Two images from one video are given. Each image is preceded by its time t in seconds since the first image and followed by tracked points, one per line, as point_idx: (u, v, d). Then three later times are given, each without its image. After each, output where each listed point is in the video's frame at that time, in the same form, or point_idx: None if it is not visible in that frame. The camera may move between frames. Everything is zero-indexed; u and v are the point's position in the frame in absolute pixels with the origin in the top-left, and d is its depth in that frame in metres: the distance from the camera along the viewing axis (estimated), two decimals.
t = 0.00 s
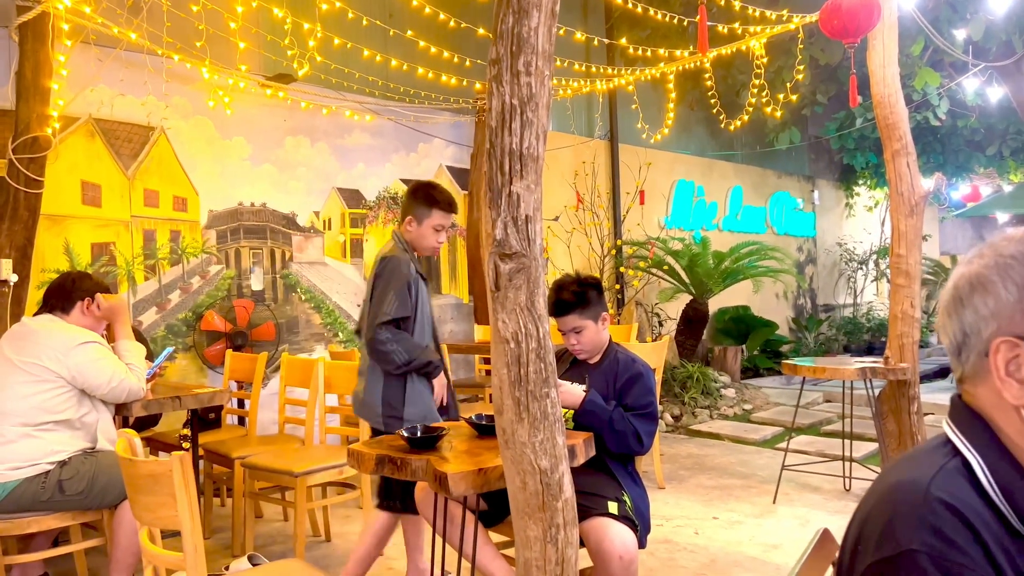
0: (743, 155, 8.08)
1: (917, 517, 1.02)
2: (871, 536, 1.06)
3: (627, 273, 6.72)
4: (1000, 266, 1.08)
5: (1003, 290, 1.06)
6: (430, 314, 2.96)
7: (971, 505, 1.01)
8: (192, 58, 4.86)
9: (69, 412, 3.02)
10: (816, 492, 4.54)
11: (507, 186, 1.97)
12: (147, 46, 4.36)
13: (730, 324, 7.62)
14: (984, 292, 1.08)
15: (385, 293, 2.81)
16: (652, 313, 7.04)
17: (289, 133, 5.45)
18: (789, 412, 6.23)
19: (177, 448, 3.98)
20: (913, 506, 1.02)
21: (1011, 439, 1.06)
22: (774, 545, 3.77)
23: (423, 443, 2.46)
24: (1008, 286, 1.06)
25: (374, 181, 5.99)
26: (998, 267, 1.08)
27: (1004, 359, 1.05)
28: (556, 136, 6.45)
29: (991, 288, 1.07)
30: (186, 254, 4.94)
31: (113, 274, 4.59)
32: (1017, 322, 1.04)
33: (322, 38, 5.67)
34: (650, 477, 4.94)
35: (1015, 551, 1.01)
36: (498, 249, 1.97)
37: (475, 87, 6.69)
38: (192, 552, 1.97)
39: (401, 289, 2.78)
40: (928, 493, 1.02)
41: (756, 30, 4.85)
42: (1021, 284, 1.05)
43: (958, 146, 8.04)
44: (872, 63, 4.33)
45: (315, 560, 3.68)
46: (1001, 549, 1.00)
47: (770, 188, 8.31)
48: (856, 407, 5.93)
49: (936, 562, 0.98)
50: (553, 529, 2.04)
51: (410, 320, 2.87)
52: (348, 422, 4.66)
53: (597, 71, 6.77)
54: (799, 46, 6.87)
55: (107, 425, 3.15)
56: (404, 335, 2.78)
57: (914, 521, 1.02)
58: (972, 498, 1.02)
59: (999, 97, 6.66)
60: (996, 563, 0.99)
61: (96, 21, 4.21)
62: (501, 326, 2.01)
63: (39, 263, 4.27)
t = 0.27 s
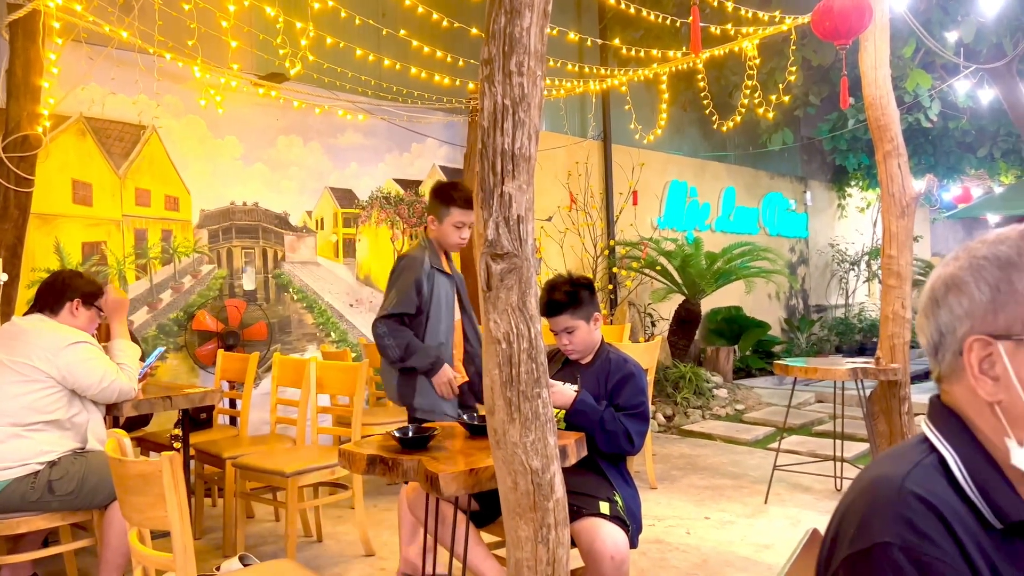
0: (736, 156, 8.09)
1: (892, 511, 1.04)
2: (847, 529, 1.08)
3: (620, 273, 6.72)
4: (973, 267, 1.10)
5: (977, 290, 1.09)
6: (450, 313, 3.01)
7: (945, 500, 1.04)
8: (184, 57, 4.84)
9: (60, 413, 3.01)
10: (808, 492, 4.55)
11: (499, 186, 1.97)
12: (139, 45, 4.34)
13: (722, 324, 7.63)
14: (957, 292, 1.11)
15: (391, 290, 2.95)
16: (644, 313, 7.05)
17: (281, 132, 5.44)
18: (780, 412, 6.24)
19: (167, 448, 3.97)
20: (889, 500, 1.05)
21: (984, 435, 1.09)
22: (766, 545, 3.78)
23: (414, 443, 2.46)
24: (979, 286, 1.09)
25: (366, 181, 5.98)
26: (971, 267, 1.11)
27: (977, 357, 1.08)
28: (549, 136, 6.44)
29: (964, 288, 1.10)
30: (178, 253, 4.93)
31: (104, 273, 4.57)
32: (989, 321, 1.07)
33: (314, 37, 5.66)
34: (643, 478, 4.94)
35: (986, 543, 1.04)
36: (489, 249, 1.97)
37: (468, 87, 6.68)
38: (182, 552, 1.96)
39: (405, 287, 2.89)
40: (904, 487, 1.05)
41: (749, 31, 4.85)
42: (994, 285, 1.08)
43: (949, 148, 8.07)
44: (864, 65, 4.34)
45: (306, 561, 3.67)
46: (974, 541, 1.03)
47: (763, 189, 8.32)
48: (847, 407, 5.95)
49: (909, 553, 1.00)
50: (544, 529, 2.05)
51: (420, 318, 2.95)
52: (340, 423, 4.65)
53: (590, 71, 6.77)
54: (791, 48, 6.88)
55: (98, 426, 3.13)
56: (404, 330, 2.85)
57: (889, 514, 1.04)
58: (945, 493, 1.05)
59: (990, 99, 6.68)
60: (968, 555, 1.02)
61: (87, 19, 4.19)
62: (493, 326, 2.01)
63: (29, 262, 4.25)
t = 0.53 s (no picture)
0: (723, 158, 8.13)
1: (873, 511, 1.05)
2: (830, 529, 1.09)
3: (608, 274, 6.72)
4: (954, 270, 1.13)
5: (957, 292, 1.11)
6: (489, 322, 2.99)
7: (926, 499, 1.05)
8: (170, 55, 4.80)
9: (44, 413, 2.98)
10: (793, 493, 4.57)
11: (487, 187, 1.96)
12: (125, 42, 4.31)
13: (709, 325, 7.65)
14: (939, 294, 1.13)
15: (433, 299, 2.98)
16: (632, 314, 7.06)
17: (268, 132, 5.41)
18: (767, 413, 6.27)
19: (152, 449, 3.94)
20: (871, 500, 1.06)
21: (964, 435, 1.12)
22: (752, 545, 3.79)
23: (401, 444, 2.46)
24: (960, 288, 1.11)
25: (354, 181, 5.96)
26: (951, 270, 1.13)
27: (957, 357, 1.10)
28: (537, 137, 6.44)
29: (945, 290, 1.13)
30: (163, 253, 4.89)
31: (89, 272, 4.53)
32: (970, 322, 1.10)
33: (302, 37, 5.63)
34: (629, 478, 4.95)
35: (968, 542, 1.05)
36: (477, 250, 1.97)
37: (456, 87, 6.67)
38: (166, 553, 1.95)
39: (448, 296, 2.90)
40: (885, 487, 1.07)
41: (737, 33, 4.87)
42: (974, 287, 1.10)
43: (934, 151, 8.13)
44: (850, 68, 4.37)
45: (292, 562, 3.65)
46: (955, 540, 1.04)
47: (750, 190, 8.36)
48: (833, 408, 5.98)
49: (888, 552, 1.01)
50: (530, 531, 2.05)
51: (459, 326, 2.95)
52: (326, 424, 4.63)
53: (578, 72, 6.78)
54: (778, 50, 6.91)
55: (81, 426, 3.10)
56: (441, 341, 2.88)
57: (871, 513, 1.05)
58: (926, 493, 1.06)
59: (974, 102, 6.73)
60: (950, 556, 1.02)
61: (72, 16, 4.16)
62: (480, 327, 2.01)
63: (12, 261, 4.21)
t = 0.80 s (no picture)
0: (709, 159, 8.16)
1: (863, 511, 1.06)
2: (817, 527, 1.10)
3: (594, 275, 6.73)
4: (952, 271, 1.14)
5: (954, 293, 1.13)
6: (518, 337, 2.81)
7: (914, 501, 1.07)
8: (154, 52, 4.77)
9: (26, 413, 2.96)
10: (777, 493, 4.60)
11: (472, 187, 1.96)
12: (108, 40, 4.28)
13: (695, 326, 7.68)
14: (936, 295, 1.15)
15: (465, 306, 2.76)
16: (618, 314, 7.06)
17: (253, 130, 5.39)
18: (751, 413, 6.30)
19: (135, 449, 3.91)
20: (860, 500, 1.07)
21: (954, 436, 1.15)
22: (736, 545, 3.81)
23: (386, 444, 2.45)
24: (958, 289, 1.13)
25: (340, 180, 5.95)
26: (950, 271, 1.15)
27: (951, 359, 1.12)
28: (523, 137, 6.44)
29: (943, 291, 1.14)
30: (147, 252, 4.86)
31: (71, 271, 4.49)
32: (966, 325, 1.12)
33: (287, 35, 5.61)
34: (615, 478, 4.96)
35: (954, 544, 1.06)
36: (462, 250, 1.97)
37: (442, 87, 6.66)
38: (148, 554, 1.93)
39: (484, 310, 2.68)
40: (875, 487, 1.08)
41: (722, 35, 4.89)
42: (972, 289, 1.12)
43: (918, 153, 8.20)
44: (834, 70, 4.40)
45: (276, 563, 3.63)
46: (942, 542, 1.05)
47: (735, 192, 8.40)
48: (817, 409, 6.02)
49: (877, 554, 1.03)
50: (515, 531, 2.04)
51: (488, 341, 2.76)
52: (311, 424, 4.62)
53: (565, 73, 6.79)
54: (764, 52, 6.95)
55: (64, 426, 3.05)
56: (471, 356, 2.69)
57: (860, 514, 1.06)
58: (915, 494, 1.08)
59: (958, 105, 6.77)
60: (937, 557, 1.04)
61: (54, 13, 4.12)
62: (465, 327, 2.00)
63: None
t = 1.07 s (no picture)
0: (692, 161, 8.19)
1: (850, 514, 1.07)
2: (804, 529, 1.10)
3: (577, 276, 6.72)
4: (944, 274, 1.15)
5: (945, 296, 1.14)
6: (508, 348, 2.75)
7: (901, 505, 1.07)
8: (134, 49, 4.72)
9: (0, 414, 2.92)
10: (759, 493, 4.62)
11: (455, 186, 1.95)
12: (87, 36, 4.22)
13: (677, 327, 7.70)
14: (927, 297, 1.16)
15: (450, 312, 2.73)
16: (601, 315, 7.06)
17: (235, 128, 5.35)
18: (733, 414, 6.33)
19: (113, 450, 3.87)
20: (848, 504, 1.07)
21: (938, 439, 1.17)
22: (717, 545, 3.82)
23: (368, 445, 2.44)
24: (948, 292, 1.14)
25: (322, 179, 5.91)
26: (941, 274, 1.16)
27: (939, 362, 1.14)
28: (507, 137, 6.43)
29: (934, 293, 1.15)
30: (126, 250, 4.80)
31: (48, 269, 4.43)
32: (955, 329, 1.13)
33: (270, 33, 5.57)
34: (597, 479, 4.96)
35: (939, 547, 1.07)
36: (445, 250, 1.96)
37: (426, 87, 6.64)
38: (125, 557, 1.91)
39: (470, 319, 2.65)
40: (862, 491, 1.08)
41: (706, 37, 4.90)
42: (962, 292, 1.13)
43: (898, 156, 8.26)
44: (816, 73, 4.42)
45: (256, 565, 3.60)
46: (927, 546, 1.06)
47: (718, 194, 8.45)
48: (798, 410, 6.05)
49: (863, 557, 1.03)
50: (497, 532, 2.03)
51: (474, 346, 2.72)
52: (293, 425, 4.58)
53: (549, 74, 6.79)
54: (747, 55, 6.98)
55: (39, 428, 3.00)
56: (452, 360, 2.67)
57: (847, 518, 1.06)
58: (900, 498, 1.09)
59: (937, 109, 6.83)
60: (922, 561, 1.05)
61: (32, 8, 4.06)
62: (448, 328, 2.00)
63: None
